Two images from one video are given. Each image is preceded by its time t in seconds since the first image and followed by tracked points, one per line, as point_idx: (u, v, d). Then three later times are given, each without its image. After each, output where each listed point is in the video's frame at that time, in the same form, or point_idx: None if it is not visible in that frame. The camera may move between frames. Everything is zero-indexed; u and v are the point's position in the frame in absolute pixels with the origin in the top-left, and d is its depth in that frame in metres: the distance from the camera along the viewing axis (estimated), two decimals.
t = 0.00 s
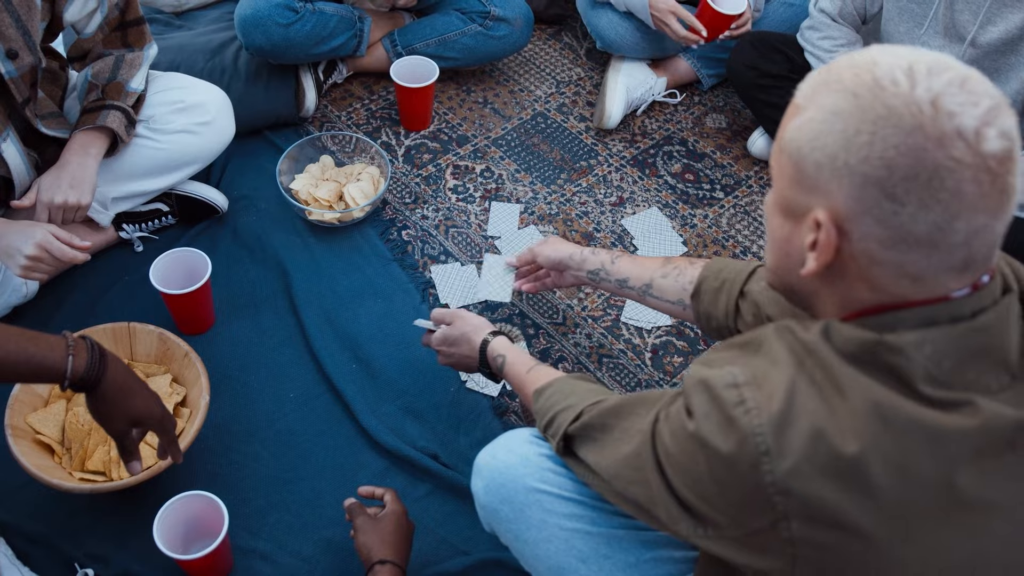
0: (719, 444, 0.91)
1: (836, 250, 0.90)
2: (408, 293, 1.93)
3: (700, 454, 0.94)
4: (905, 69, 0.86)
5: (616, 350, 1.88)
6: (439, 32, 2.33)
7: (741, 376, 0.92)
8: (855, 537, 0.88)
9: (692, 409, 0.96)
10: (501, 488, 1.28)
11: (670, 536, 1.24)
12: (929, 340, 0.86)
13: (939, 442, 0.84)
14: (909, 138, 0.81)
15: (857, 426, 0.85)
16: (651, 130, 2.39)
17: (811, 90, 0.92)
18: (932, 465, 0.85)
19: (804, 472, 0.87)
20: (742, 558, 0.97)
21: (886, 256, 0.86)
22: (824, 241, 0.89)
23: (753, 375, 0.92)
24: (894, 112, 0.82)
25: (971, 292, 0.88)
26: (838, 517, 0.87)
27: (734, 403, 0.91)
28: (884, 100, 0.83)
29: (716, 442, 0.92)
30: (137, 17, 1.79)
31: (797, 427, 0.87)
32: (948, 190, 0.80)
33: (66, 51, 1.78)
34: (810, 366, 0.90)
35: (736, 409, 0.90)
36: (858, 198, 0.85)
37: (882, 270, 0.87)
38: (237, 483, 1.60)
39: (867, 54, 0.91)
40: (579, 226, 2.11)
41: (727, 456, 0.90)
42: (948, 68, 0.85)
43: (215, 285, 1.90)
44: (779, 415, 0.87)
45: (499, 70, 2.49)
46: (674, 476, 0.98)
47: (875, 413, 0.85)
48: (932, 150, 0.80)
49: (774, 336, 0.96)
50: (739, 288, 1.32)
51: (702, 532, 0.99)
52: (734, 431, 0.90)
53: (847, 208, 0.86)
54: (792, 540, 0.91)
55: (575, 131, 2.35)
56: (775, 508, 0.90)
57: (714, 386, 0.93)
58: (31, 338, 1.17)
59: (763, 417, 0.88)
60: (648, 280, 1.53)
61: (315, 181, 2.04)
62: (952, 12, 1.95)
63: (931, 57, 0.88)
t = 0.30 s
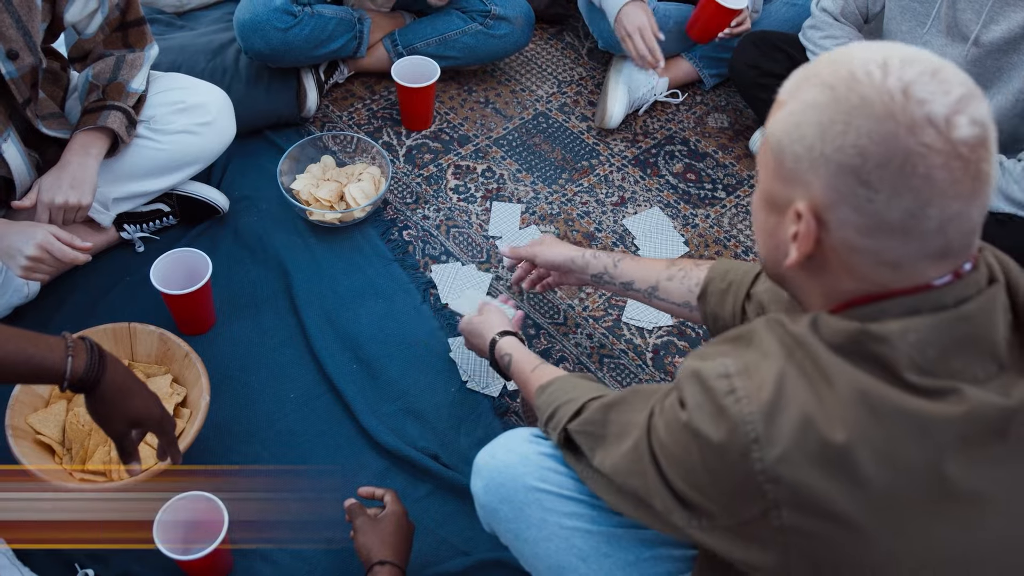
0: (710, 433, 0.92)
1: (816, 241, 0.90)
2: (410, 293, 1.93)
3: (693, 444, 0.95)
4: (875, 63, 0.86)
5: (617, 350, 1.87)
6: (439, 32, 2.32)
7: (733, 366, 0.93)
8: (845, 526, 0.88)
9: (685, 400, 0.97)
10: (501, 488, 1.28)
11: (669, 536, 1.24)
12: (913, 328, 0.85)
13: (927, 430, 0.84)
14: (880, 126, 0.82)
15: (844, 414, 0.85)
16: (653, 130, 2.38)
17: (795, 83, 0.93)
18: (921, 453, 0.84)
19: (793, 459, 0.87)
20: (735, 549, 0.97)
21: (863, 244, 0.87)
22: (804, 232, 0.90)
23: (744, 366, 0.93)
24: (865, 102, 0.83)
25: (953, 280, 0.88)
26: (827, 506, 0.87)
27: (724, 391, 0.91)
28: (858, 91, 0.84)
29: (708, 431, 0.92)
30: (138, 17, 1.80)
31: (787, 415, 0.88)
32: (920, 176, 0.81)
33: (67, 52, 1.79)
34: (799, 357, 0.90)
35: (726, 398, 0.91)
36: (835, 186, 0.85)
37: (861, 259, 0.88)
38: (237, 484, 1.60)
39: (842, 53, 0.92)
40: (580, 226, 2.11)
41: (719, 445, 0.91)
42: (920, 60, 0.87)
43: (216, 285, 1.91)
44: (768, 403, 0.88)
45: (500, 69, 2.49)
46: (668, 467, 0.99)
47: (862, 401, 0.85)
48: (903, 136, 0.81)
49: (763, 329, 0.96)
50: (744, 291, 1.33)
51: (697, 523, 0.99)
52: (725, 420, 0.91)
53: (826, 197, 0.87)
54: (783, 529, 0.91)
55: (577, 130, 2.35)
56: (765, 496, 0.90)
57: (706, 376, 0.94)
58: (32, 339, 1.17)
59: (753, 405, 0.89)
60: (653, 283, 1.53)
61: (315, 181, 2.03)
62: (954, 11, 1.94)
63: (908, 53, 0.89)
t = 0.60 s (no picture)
0: (712, 427, 0.91)
1: (818, 241, 0.89)
2: (409, 294, 1.92)
3: (695, 438, 0.94)
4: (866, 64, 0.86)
5: (616, 351, 1.87)
6: (441, 32, 2.32)
7: (737, 361, 0.93)
8: (845, 524, 0.88)
9: (688, 394, 0.96)
10: (501, 488, 1.27)
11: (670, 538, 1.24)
12: (916, 327, 0.85)
13: (930, 431, 0.83)
14: (874, 122, 0.81)
15: (847, 412, 0.84)
16: (653, 130, 2.38)
17: (789, 89, 0.92)
18: (923, 453, 0.84)
19: (794, 455, 0.86)
20: (734, 544, 0.97)
21: (864, 241, 0.85)
22: (806, 232, 0.88)
23: (748, 362, 0.92)
24: (857, 99, 0.82)
25: (954, 278, 0.87)
26: (828, 502, 0.87)
27: (728, 385, 0.91)
28: (851, 90, 0.83)
29: (710, 425, 0.92)
30: (137, 18, 1.79)
31: (789, 411, 0.87)
32: (915, 168, 0.80)
33: (67, 52, 1.78)
34: (804, 353, 0.90)
35: (729, 392, 0.91)
36: (831, 183, 0.84)
37: (864, 258, 0.87)
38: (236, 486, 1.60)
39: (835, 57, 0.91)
40: (580, 226, 2.10)
41: (720, 440, 0.91)
42: (910, 59, 0.85)
43: (215, 286, 1.91)
44: (771, 398, 0.88)
45: (500, 70, 2.49)
46: (669, 462, 0.98)
47: (865, 399, 0.84)
48: (896, 130, 0.80)
49: (772, 328, 0.97)
50: (778, 301, 1.29)
51: (697, 519, 0.99)
52: (727, 414, 0.90)
53: (824, 196, 0.85)
54: (783, 525, 0.91)
55: (577, 131, 2.35)
56: (765, 491, 0.90)
57: (710, 370, 0.94)
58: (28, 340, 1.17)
59: (756, 399, 0.89)
60: (687, 289, 1.54)
61: (315, 182, 2.03)
62: (955, 10, 1.93)
63: (895, 52, 0.88)
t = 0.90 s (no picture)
0: (723, 427, 0.90)
1: (834, 239, 0.88)
2: (407, 296, 1.92)
3: (704, 439, 0.94)
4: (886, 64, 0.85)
5: (614, 353, 1.86)
6: (438, 32, 2.31)
7: (748, 362, 0.92)
8: (856, 527, 0.87)
9: (698, 393, 0.95)
10: (501, 486, 1.29)
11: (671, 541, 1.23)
12: (933, 328, 0.84)
13: (944, 434, 0.83)
14: (892, 120, 0.81)
15: (862, 414, 0.84)
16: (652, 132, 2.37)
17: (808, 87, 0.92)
18: (937, 457, 0.84)
19: (806, 457, 0.86)
20: (740, 545, 0.97)
21: (880, 239, 0.84)
22: (820, 231, 0.88)
23: (760, 363, 0.91)
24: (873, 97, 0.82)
25: (970, 280, 0.86)
26: (839, 504, 0.86)
27: (740, 385, 0.90)
28: (869, 88, 0.83)
29: (720, 425, 0.91)
30: (134, 19, 1.79)
31: (803, 412, 0.86)
32: (933, 167, 0.79)
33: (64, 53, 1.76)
34: (817, 354, 0.89)
35: (741, 392, 0.89)
36: (848, 181, 0.84)
37: (878, 258, 0.86)
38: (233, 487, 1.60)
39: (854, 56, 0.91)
40: (578, 228, 2.10)
41: (731, 441, 0.90)
42: (928, 59, 0.86)
43: (212, 287, 1.90)
44: (783, 399, 0.87)
45: (499, 71, 2.49)
46: (677, 464, 0.98)
47: (879, 401, 0.84)
48: (914, 129, 0.80)
49: (784, 329, 0.95)
50: (787, 301, 1.27)
51: (703, 520, 0.99)
52: (739, 414, 0.89)
53: (840, 194, 0.85)
54: (792, 527, 0.91)
55: (575, 132, 2.34)
56: (776, 493, 0.89)
57: (721, 370, 0.93)
58: (23, 342, 1.16)
59: (768, 400, 0.87)
60: (698, 286, 1.55)
61: (312, 183, 2.02)
62: (955, 12, 1.93)
63: (912, 53, 0.88)
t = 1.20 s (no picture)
0: (731, 426, 0.90)
1: (850, 233, 0.88)
2: (406, 296, 1.92)
3: (712, 437, 0.93)
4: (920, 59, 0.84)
5: (613, 354, 1.86)
6: (438, 33, 2.31)
7: (755, 359, 0.91)
8: (869, 524, 0.86)
9: (705, 393, 0.95)
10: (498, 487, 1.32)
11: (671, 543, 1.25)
12: (945, 323, 0.84)
13: (956, 427, 0.83)
14: (921, 118, 0.79)
15: (872, 409, 0.84)
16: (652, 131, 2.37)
17: (835, 76, 0.91)
18: (949, 451, 0.83)
19: (817, 453, 0.85)
20: (749, 546, 0.97)
21: (898, 238, 0.84)
22: (838, 223, 0.87)
23: (766, 360, 0.91)
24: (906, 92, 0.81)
25: (986, 281, 0.86)
26: (851, 501, 0.85)
27: (747, 383, 0.89)
28: (899, 82, 0.82)
29: (729, 424, 0.91)
30: (135, 20, 1.79)
31: (813, 408, 0.86)
32: (959, 169, 0.79)
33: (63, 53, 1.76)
34: (824, 350, 0.88)
35: (749, 390, 0.89)
36: (869, 177, 0.83)
37: (894, 255, 0.86)
38: (232, 488, 1.59)
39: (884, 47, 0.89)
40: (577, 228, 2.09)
41: (740, 438, 0.89)
42: (960, 55, 0.84)
43: (211, 288, 1.90)
44: (792, 397, 0.86)
45: (499, 70, 2.48)
46: (681, 463, 0.99)
47: (891, 396, 0.83)
48: (943, 130, 0.79)
49: (788, 325, 0.95)
50: (764, 282, 1.33)
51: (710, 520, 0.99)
52: (748, 412, 0.89)
53: (861, 188, 0.84)
54: (803, 525, 0.90)
55: (575, 132, 2.34)
56: (787, 490, 0.88)
57: (728, 368, 0.92)
58: (18, 342, 1.16)
59: (776, 397, 0.87)
60: (680, 269, 1.57)
61: (311, 184, 2.02)
62: (956, 11, 1.93)
63: (945, 49, 0.86)
